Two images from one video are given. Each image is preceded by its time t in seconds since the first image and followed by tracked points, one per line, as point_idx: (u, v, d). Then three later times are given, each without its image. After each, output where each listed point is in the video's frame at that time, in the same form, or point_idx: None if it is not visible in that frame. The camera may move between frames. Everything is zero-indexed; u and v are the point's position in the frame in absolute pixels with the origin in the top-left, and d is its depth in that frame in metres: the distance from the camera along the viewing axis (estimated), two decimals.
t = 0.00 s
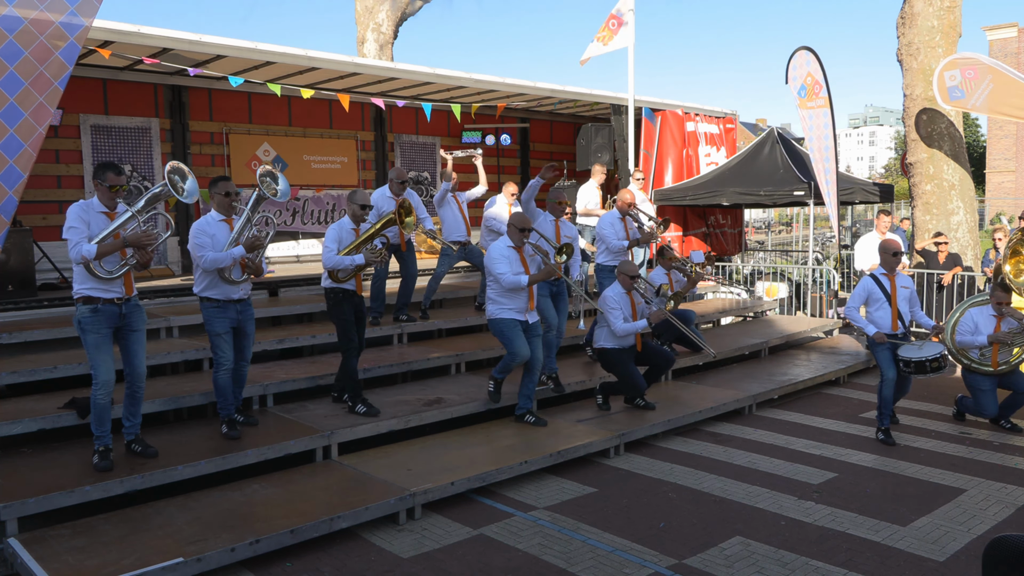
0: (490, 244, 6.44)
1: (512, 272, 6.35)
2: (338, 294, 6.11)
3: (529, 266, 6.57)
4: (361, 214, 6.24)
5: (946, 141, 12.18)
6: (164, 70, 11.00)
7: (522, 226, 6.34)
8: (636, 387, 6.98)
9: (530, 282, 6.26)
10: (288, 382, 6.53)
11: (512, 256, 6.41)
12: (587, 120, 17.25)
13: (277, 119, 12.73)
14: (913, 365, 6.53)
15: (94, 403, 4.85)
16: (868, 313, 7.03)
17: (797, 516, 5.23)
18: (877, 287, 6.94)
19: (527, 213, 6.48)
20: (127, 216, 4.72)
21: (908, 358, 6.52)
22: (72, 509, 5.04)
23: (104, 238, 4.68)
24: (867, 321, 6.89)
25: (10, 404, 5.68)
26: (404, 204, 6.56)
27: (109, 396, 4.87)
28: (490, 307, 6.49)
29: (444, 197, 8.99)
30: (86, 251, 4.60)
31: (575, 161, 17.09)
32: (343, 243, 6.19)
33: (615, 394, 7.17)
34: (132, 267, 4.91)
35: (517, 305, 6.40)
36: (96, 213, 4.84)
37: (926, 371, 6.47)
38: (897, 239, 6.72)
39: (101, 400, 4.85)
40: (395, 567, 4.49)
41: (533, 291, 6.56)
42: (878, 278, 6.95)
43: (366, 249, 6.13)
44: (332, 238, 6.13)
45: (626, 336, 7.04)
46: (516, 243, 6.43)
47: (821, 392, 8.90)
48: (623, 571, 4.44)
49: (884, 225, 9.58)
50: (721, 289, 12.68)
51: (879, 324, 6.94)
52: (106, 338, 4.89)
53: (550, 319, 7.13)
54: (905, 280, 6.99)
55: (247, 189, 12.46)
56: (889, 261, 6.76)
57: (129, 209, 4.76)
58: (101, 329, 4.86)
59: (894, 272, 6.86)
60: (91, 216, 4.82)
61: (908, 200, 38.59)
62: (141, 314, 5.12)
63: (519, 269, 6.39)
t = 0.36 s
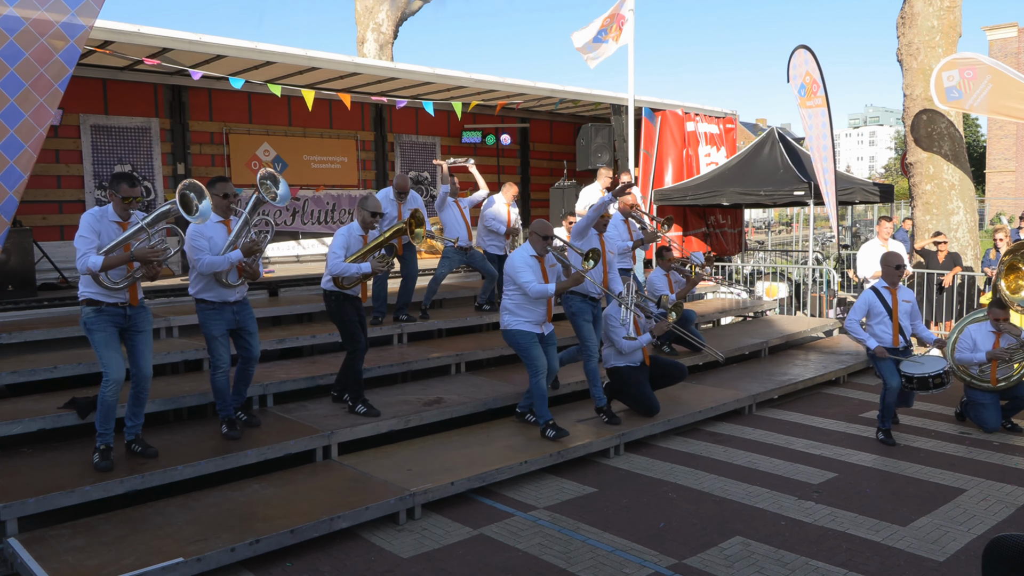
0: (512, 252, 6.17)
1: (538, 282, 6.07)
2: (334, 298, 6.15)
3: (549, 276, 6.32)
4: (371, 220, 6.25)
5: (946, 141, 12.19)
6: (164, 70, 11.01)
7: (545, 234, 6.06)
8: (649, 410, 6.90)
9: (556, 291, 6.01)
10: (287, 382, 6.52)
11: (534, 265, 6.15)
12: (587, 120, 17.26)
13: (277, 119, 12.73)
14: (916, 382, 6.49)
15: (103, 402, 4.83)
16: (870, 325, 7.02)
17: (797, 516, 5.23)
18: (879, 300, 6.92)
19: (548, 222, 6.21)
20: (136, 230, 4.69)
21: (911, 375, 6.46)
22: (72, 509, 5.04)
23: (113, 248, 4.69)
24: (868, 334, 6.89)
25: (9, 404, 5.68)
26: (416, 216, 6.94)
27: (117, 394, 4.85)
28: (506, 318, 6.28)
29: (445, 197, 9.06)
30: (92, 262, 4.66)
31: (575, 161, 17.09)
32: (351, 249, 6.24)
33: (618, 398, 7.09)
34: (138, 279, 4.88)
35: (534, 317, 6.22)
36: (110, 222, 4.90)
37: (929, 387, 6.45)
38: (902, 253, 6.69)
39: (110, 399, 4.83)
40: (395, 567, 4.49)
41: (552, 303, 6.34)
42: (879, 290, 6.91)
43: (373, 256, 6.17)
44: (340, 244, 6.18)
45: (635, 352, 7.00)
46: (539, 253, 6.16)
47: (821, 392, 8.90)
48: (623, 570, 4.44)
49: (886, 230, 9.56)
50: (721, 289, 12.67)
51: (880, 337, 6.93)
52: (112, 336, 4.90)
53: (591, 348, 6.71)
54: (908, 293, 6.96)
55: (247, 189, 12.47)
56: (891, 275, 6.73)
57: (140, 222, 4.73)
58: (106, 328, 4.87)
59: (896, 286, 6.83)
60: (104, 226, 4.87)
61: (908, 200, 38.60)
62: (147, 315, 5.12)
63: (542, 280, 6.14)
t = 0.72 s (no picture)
0: (523, 267, 6.14)
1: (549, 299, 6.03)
2: (333, 306, 6.15)
3: (561, 293, 6.31)
4: (376, 236, 6.21)
5: (946, 141, 12.20)
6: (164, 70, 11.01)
7: (557, 251, 5.97)
8: (649, 411, 6.95)
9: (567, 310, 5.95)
10: (287, 382, 6.52)
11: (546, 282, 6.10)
12: (587, 120, 17.25)
13: (277, 119, 12.73)
14: (918, 398, 6.49)
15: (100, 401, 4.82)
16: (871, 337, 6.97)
17: (797, 516, 5.23)
18: (880, 314, 6.86)
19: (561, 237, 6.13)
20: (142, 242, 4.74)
21: (914, 392, 6.47)
22: (72, 509, 5.04)
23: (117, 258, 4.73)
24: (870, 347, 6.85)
25: (9, 404, 5.68)
26: (422, 234, 6.51)
27: (115, 393, 4.85)
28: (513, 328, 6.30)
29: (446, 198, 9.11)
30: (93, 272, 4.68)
31: (575, 161, 17.10)
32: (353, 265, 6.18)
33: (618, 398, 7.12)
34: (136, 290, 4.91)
35: (545, 331, 6.25)
36: (116, 230, 4.93)
37: (931, 404, 6.45)
38: (905, 268, 6.63)
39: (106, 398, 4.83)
40: (395, 567, 4.49)
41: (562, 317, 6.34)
42: (880, 304, 6.84)
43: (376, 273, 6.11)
44: (343, 259, 6.11)
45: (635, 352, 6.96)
46: (550, 269, 6.08)
47: (821, 392, 8.90)
48: (623, 571, 4.44)
49: (887, 231, 9.53)
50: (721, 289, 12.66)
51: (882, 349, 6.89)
52: (107, 335, 4.90)
53: (637, 372, 6.48)
54: (910, 307, 6.85)
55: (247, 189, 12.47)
56: (893, 288, 6.67)
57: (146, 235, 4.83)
58: (101, 327, 4.88)
59: (897, 300, 6.76)
60: (109, 233, 4.90)
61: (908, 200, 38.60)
62: (142, 316, 5.14)
63: (552, 296, 6.14)
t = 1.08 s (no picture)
0: (533, 296, 6.32)
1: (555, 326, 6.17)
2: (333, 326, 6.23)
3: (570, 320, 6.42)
4: (378, 261, 6.13)
5: (946, 141, 12.21)
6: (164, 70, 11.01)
7: (563, 280, 6.14)
8: (649, 411, 6.90)
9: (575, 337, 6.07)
10: (287, 382, 6.51)
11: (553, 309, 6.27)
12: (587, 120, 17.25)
13: (276, 120, 12.73)
14: (918, 408, 6.46)
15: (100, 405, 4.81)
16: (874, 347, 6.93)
17: (797, 516, 5.23)
18: (881, 325, 6.80)
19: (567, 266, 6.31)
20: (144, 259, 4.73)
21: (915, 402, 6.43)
22: (72, 508, 5.04)
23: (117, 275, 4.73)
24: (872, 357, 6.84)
25: (10, 404, 5.68)
26: (425, 260, 6.35)
27: (115, 396, 4.84)
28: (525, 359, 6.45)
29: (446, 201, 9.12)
30: (94, 289, 4.66)
31: (575, 161, 17.10)
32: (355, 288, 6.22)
33: (618, 398, 7.11)
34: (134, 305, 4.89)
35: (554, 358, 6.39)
36: (115, 245, 4.93)
37: (931, 414, 6.41)
38: (905, 278, 6.60)
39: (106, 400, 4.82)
40: (395, 567, 4.49)
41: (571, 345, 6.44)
42: (882, 315, 6.80)
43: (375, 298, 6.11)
44: (343, 283, 6.15)
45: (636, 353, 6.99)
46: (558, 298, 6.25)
47: (821, 391, 8.90)
48: (623, 571, 4.44)
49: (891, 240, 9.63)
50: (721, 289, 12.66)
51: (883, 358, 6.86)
52: (101, 340, 4.91)
53: (735, 400, 5.89)
54: (911, 317, 6.83)
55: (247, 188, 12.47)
56: (894, 296, 6.63)
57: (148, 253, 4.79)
58: (94, 331, 4.89)
59: (900, 310, 6.72)
60: (108, 248, 4.90)
61: (908, 200, 38.61)
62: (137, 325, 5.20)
63: (560, 323, 6.27)
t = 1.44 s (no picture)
0: (544, 303, 6.33)
1: (566, 334, 6.21)
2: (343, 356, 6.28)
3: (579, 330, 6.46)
4: (377, 283, 6.18)
5: (946, 141, 12.20)
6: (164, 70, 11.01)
7: (574, 288, 6.22)
8: (649, 411, 6.90)
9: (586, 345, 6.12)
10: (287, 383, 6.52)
11: (564, 317, 6.30)
12: (587, 120, 17.25)
13: (276, 119, 12.73)
14: (922, 414, 6.17)
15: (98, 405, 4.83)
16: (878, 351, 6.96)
17: (797, 516, 5.23)
18: (886, 329, 6.90)
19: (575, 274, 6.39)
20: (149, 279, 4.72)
21: (917, 407, 6.16)
22: (72, 509, 5.04)
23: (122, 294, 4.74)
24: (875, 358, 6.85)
25: (10, 404, 5.68)
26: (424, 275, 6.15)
27: (114, 397, 4.84)
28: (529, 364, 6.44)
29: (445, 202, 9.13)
30: (98, 308, 4.68)
31: (575, 161, 17.10)
32: (355, 312, 6.16)
33: (619, 398, 7.11)
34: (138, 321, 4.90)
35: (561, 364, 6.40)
36: (120, 262, 4.91)
37: (935, 421, 6.12)
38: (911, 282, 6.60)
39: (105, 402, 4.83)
40: (395, 567, 4.49)
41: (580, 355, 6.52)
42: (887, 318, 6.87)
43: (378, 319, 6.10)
44: (346, 306, 6.11)
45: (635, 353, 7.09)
46: (568, 306, 6.28)
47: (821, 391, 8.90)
48: (623, 570, 4.44)
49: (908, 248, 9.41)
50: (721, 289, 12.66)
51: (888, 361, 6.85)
52: (100, 342, 4.92)
53: (813, 426, 5.41)
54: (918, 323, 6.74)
55: (247, 188, 12.47)
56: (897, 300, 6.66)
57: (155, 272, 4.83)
58: (93, 333, 4.90)
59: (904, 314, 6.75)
60: (114, 266, 4.88)
61: (908, 200, 38.63)
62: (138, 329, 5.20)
63: (572, 331, 6.29)
